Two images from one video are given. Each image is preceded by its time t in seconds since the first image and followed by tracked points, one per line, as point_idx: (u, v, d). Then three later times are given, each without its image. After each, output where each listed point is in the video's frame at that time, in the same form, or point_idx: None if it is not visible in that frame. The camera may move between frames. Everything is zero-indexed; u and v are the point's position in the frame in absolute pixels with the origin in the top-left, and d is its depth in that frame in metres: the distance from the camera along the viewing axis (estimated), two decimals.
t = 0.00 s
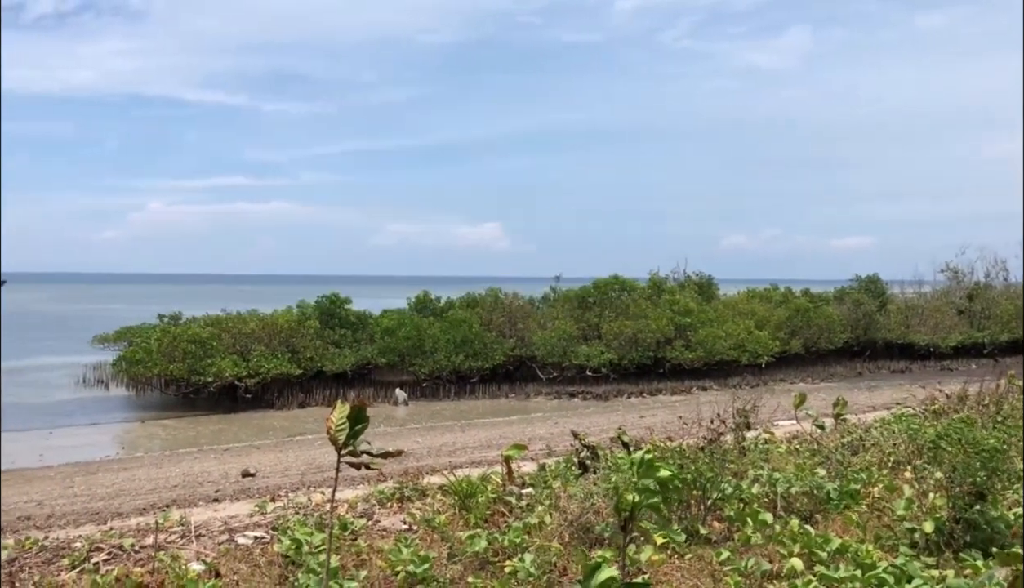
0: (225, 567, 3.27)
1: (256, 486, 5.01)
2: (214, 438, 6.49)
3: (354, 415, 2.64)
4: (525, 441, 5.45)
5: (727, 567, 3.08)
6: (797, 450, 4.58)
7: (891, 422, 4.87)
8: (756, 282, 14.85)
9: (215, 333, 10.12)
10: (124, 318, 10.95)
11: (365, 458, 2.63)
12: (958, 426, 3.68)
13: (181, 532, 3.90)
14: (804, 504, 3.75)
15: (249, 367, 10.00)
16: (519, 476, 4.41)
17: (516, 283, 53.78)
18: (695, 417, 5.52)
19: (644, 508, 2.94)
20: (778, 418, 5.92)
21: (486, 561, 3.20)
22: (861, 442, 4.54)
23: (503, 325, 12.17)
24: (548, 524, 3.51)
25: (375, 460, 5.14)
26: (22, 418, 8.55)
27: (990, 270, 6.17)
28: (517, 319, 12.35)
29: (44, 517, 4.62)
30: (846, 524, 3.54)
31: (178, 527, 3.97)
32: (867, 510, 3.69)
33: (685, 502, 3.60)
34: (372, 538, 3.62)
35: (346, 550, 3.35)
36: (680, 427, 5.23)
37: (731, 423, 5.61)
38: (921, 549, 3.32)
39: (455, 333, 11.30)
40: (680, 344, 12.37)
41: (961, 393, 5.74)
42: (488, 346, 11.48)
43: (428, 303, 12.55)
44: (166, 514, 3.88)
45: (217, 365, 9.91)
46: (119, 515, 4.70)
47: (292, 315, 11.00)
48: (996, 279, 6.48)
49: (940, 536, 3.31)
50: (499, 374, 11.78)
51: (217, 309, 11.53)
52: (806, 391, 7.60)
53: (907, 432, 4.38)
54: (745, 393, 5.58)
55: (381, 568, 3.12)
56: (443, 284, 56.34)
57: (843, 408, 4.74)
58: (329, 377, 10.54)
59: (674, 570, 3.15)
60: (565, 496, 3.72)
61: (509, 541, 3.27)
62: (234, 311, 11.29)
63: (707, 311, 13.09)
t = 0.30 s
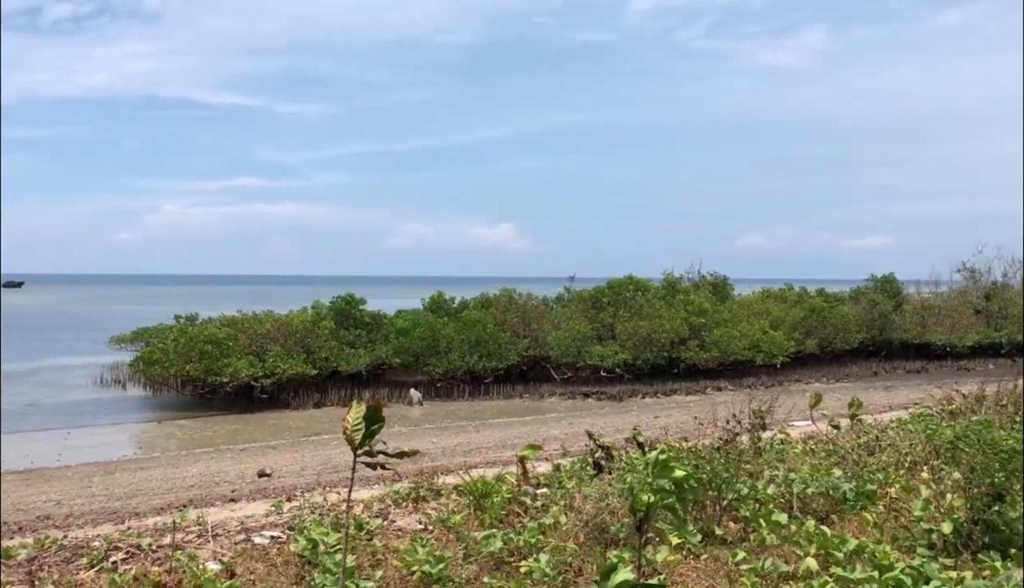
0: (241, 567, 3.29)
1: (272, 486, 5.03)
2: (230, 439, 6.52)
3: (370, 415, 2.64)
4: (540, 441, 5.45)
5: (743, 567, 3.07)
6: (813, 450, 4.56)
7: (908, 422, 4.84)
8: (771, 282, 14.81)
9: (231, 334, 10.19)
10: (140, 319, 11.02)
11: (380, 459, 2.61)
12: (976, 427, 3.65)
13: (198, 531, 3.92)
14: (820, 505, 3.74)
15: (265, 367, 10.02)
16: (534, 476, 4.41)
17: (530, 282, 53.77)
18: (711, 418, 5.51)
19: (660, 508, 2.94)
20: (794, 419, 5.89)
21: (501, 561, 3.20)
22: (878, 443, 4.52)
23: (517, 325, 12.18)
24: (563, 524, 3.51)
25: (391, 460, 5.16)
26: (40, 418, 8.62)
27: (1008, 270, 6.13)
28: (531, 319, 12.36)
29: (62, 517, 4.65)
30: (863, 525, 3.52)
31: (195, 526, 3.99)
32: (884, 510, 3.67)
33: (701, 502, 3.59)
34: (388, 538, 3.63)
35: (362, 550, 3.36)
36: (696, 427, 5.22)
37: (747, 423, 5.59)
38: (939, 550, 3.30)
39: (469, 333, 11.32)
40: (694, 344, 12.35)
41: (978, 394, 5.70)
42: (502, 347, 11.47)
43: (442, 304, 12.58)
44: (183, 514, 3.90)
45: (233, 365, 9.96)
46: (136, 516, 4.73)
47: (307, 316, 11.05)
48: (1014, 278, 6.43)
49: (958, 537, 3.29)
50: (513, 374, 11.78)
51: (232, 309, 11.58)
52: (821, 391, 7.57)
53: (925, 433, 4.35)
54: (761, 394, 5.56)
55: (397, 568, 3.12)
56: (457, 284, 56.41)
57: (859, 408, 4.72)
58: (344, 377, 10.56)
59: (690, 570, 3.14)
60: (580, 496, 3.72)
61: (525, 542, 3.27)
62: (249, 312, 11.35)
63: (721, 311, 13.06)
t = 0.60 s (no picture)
0: (260, 566, 3.31)
1: (289, 486, 5.05)
2: (247, 439, 6.56)
3: (386, 415, 2.64)
4: (556, 442, 5.45)
5: (761, 569, 3.06)
6: (830, 451, 4.54)
7: (927, 423, 4.81)
8: (789, 282, 14.75)
9: (248, 334, 10.28)
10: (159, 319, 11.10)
11: (396, 458, 2.61)
12: (997, 428, 3.62)
13: (217, 531, 3.94)
14: (839, 506, 3.72)
15: (282, 367, 10.13)
16: (550, 477, 4.41)
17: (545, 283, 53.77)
18: (727, 419, 5.49)
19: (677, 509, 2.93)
20: (812, 419, 5.87)
21: (518, 562, 3.21)
22: (897, 444, 4.49)
23: (533, 326, 12.20)
24: (580, 525, 3.51)
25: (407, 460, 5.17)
26: (61, 417, 8.69)
27: None
28: (547, 319, 12.38)
29: (82, 516, 4.69)
30: (882, 527, 3.50)
31: (213, 526, 4.01)
32: (903, 512, 3.65)
33: (719, 504, 3.58)
34: (404, 538, 3.64)
35: (379, 550, 3.37)
36: (712, 428, 5.21)
37: (764, 424, 5.57)
38: (959, 552, 3.27)
39: (485, 334, 11.34)
40: (711, 344, 12.32)
41: (998, 395, 5.66)
42: (519, 347, 11.56)
43: (458, 304, 12.61)
44: (201, 514, 3.92)
45: (251, 366, 10.02)
46: (155, 515, 4.76)
47: (323, 316, 11.10)
48: None
49: (978, 539, 3.26)
50: (529, 374, 11.79)
51: (250, 309, 11.65)
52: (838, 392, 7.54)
53: (945, 434, 4.32)
54: (778, 394, 5.54)
55: (414, 568, 3.13)
56: (472, 285, 56.47)
57: (877, 409, 4.69)
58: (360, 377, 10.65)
59: (707, 572, 3.13)
60: (597, 497, 3.71)
61: (541, 542, 3.27)
62: (266, 312, 11.42)
63: (738, 311, 13.02)
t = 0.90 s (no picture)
0: (280, 566, 3.32)
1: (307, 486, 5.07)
2: (266, 439, 6.59)
3: (405, 416, 2.64)
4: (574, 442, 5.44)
5: (780, 571, 3.05)
6: (850, 453, 4.51)
7: (948, 425, 4.78)
8: (807, 282, 14.69)
9: (268, 335, 10.04)
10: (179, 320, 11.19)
11: (414, 458, 2.61)
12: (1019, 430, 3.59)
13: (236, 531, 3.96)
14: (858, 508, 3.70)
15: (300, 367, 10.14)
16: (568, 478, 4.41)
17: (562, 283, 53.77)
18: (746, 420, 5.47)
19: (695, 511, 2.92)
20: (831, 421, 5.84)
21: (536, 562, 3.21)
22: (917, 446, 4.45)
23: (550, 326, 12.21)
24: (598, 526, 3.50)
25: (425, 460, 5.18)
26: (82, 417, 8.77)
27: None
28: (564, 320, 12.39)
29: (104, 515, 4.73)
30: (902, 529, 3.48)
31: (233, 526, 4.03)
32: (923, 514, 3.63)
33: (737, 505, 3.56)
34: (423, 538, 3.64)
35: (397, 550, 3.38)
36: (730, 429, 5.19)
37: (783, 426, 5.55)
38: (980, 555, 3.24)
39: (503, 334, 11.36)
40: (729, 345, 12.29)
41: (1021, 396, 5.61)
42: (536, 347, 11.57)
43: (476, 304, 12.56)
44: (221, 514, 3.95)
45: (270, 366, 10.08)
46: (175, 515, 4.79)
47: (341, 317, 11.17)
48: None
49: (1000, 541, 3.23)
50: (546, 375, 11.87)
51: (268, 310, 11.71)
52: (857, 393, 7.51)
53: (966, 435, 4.28)
54: (796, 395, 5.51)
55: (432, 569, 3.14)
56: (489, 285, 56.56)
57: (897, 410, 4.66)
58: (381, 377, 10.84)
59: (726, 573, 3.12)
60: (615, 498, 3.71)
61: (559, 543, 3.27)
62: (285, 313, 11.49)
63: (756, 312, 12.97)
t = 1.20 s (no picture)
0: (300, 565, 3.34)
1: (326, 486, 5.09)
2: (285, 439, 6.62)
3: (424, 415, 2.64)
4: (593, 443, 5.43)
5: (800, 573, 3.03)
6: (871, 455, 4.48)
7: (971, 428, 4.73)
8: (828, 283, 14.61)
9: (287, 335, 10.40)
10: (199, 321, 11.27)
11: (432, 458, 2.61)
12: None
13: (256, 530, 3.98)
14: (880, 511, 3.68)
15: (320, 367, 10.30)
16: (586, 480, 4.40)
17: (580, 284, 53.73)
18: (766, 421, 5.44)
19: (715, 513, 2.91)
20: (852, 422, 5.80)
21: (555, 563, 3.21)
22: (940, 448, 4.42)
23: (568, 327, 12.21)
24: (617, 527, 3.49)
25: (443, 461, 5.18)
26: (104, 417, 8.84)
27: None
28: (582, 321, 12.38)
29: (125, 514, 4.76)
30: (924, 532, 3.45)
31: (253, 526, 4.05)
32: (946, 517, 3.60)
33: (757, 507, 3.55)
34: (442, 539, 3.65)
35: (416, 550, 3.39)
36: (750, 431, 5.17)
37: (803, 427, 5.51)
38: (1004, 558, 3.21)
39: (521, 334, 11.37)
40: (748, 347, 12.24)
41: None
42: (554, 348, 11.56)
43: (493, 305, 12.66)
44: (242, 513, 3.97)
45: (289, 366, 10.13)
46: (196, 514, 4.82)
47: (360, 317, 11.22)
48: None
49: None
50: (565, 376, 11.87)
51: (287, 310, 11.77)
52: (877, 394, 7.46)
53: (989, 437, 4.24)
54: (817, 397, 5.48)
55: (451, 569, 3.14)
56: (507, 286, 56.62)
57: (919, 412, 4.62)
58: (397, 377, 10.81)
59: (745, 575, 3.10)
60: (633, 499, 3.70)
61: (578, 545, 3.26)
62: (304, 313, 11.55)
63: (776, 313, 12.91)
